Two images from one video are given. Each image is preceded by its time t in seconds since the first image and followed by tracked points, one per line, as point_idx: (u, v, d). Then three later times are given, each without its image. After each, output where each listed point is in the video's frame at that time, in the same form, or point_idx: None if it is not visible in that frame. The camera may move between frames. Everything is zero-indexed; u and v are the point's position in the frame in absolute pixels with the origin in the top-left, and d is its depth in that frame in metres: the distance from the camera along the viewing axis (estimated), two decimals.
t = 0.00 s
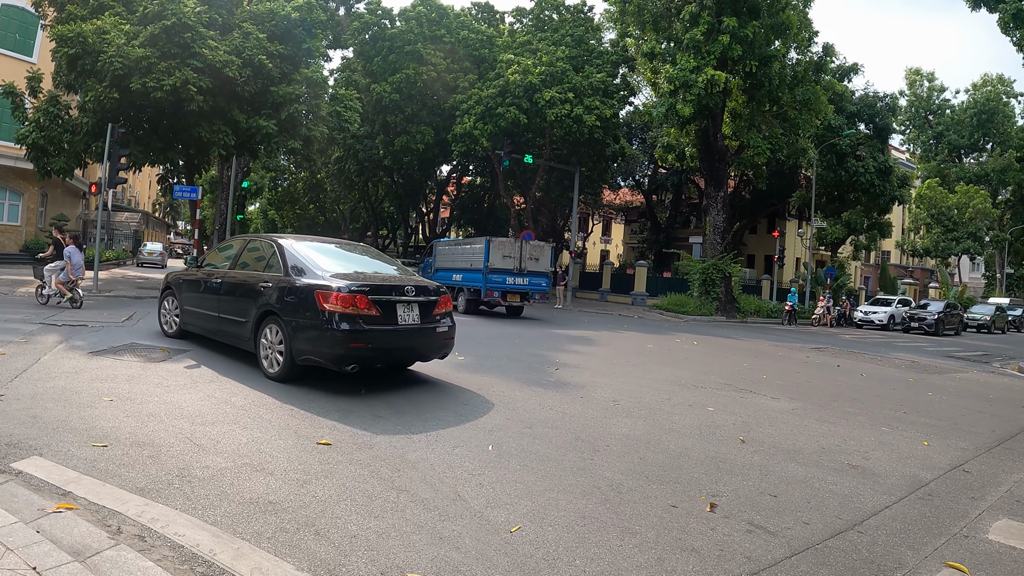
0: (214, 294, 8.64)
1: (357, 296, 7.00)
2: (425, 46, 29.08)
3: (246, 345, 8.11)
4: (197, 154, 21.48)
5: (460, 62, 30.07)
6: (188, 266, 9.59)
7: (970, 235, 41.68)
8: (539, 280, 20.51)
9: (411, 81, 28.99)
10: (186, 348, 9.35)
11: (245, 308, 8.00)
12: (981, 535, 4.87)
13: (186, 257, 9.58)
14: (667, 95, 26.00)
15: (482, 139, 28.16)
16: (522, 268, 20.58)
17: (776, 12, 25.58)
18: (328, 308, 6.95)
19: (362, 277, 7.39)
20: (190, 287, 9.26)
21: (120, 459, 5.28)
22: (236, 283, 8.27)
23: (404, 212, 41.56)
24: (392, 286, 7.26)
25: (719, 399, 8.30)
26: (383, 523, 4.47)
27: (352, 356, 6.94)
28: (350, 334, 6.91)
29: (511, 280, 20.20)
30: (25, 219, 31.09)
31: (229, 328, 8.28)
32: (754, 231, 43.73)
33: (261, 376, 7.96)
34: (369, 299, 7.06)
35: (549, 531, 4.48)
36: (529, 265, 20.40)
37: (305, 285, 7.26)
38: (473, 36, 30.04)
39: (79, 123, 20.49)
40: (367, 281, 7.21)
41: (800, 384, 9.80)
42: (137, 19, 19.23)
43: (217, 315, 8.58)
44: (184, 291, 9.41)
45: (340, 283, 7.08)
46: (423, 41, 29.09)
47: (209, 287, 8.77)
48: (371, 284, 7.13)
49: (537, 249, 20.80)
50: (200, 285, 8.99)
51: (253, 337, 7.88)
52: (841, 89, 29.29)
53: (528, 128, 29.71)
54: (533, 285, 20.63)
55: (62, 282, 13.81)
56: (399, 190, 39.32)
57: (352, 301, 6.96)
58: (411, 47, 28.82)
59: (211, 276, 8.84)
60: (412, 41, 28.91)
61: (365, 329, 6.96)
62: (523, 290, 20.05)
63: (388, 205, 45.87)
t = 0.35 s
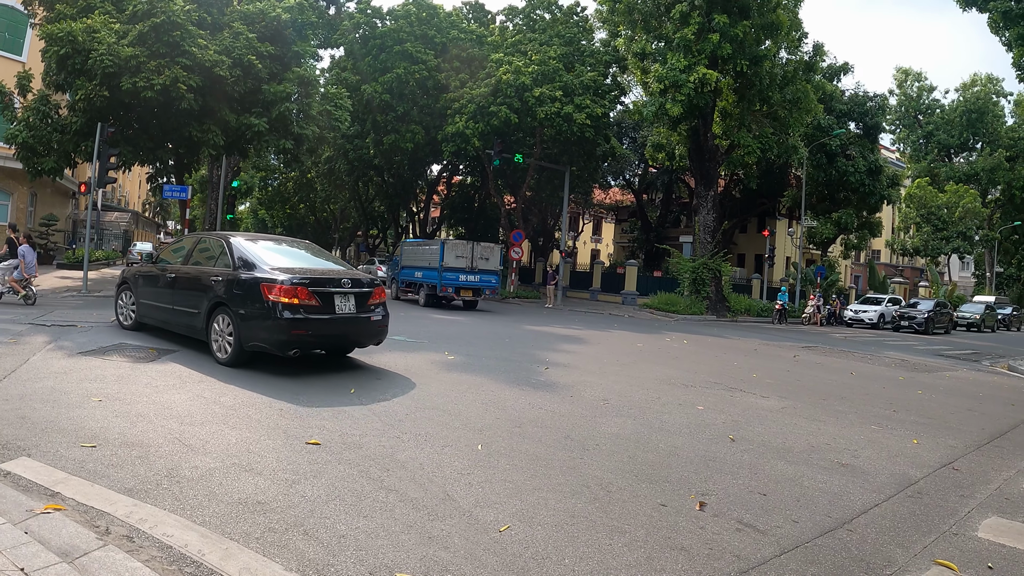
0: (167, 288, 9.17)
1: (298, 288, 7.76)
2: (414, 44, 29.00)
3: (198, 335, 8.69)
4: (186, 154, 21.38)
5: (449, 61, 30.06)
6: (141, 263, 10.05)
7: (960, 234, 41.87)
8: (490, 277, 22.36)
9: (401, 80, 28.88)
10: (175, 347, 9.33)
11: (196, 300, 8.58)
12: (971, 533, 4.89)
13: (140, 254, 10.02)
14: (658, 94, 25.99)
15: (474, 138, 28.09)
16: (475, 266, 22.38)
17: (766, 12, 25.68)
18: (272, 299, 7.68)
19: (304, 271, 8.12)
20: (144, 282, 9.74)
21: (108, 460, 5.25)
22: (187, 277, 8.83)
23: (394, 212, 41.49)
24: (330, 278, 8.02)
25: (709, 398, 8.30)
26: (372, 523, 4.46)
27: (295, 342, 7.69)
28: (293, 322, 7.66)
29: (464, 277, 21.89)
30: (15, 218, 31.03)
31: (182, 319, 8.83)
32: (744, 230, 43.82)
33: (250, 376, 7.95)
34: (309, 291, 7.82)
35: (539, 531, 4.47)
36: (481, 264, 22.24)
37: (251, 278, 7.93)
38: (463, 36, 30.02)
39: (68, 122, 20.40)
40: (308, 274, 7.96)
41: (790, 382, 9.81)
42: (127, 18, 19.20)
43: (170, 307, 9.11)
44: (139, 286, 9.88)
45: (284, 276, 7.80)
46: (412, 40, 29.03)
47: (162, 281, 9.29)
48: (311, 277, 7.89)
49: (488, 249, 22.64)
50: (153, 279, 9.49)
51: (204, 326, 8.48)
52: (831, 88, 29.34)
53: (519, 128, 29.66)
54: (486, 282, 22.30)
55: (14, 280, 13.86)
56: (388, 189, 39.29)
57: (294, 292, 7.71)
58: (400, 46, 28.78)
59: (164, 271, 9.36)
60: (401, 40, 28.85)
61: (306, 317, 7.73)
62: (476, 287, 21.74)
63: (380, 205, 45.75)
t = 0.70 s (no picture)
0: (128, 281, 9.77)
1: (249, 279, 8.44)
2: (405, 44, 28.97)
3: (157, 325, 9.31)
4: (179, 153, 21.29)
5: (441, 60, 30.06)
6: (104, 257, 10.62)
7: (952, 234, 42.04)
8: (450, 273, 24.50)
9: (393, 80, 28.85)
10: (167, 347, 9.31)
11: (155, 291, 9.19)
12: (964, 531, 4.90)
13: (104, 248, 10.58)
14: (650, 94, 26.02)
15: (467, 138, 28.07)
16: (437, 262, 24.55)
17: (759, 12, 25.72)
18: (225, 289, 8.34)
19: (254, 264, 8.79)
20: (107, 275, 10.32)
21: (100, 459, 5.23)
22: (147, 270, 9.44)
23: (387, 211, 41.46)
24: (278, 272, 8.72)
25: (702, 397, 8.32)
26: (365, 523, 4.45)
27: (246, 329, 8.38)
28: (244, 310, 8.34)
29: (427, 272, 24.21)
30: (6, 218, 31.03)
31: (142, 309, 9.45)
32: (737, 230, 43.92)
33: (242, 376, 7.93)
34: (259, 282, 8.51)
35: (532, 530, 4.46)
36: (442, 261, 24.42)
37: (205, 271, 8.58)
38: (455, 36, 30.04)
39: (60, 121, 20.33)
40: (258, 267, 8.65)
41: (782, 381, 9.83)
42: (119, 16, 19.14)
43: (131, 299, 9.72)
44: (102, 279, 10.45)
45: (235, 269, 8.47)
46: (403, 39, 29.01)
47: (124, 274, 9.90)
48: (260, 269, 8.58)
49: (449, 247, 24.84)
50: (116, 272, 10.10)
51: (161, 316, 9.10)
52: (823, 88, 29.41)
53: (511, 126, 29.67)
54: (447, 276, 24.59)
55: None
56: (380, 189, 39.31)
57: (245, 283, 8.39)
58: (391, 46, 28.79)
59: (126, 265, 9.95)
60: (393, 40, 28.85)
61: (257, 306, 8.42)
62: (437, 280, 24.05)
63: (373, 204, 45.69)
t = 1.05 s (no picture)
0: (89, 276, 10.29)
1: (205, 272, 9.15)
2: (401, 44, 28.93)
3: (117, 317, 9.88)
4: (173, 152, 21.19)
5: (435, 60, 30.03)
6: (63, 253, 11.09)
7: (946, 234, 42.17)
8: (419, 272, 26.99)
9: (387, 80, 28.80)
10: (162, 346, 9.28)
11: (114, 285, 9.76)
12: (958, 530, 4.92)
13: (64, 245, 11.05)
14: (646, 94, 26.04)
15: (462, 138, 28.06)
16: (408, 262, 27.19)
17: (755, 12, 25.77)
18: (182, 281, 9.02)
19: (208, 258, 9.49)
20: (67, 270, 10.81)
21: (95, 459, 5.21)
22: (106, 265, 9.99)
23: (382, 210, 41.39)
24: (231, 264, 9.46)
25: (698, 396, 8.33)
26: (361, 522, 4.45)
27: (203, 318, 9.10)
28: (201, 300, 9.05)
29: (398, 271, 26.96)
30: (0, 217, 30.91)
31: (102, 302, 9.99)
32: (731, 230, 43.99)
33: (237, 375, 7.93)
34: (214, 275, 9.23)
35: (527, 530, 4.46)
36: (412, 261, 26.93)
37: (162, 265, 9.22)
38: (450, 36, 30.02)
39: (54, 119, 20.26)
40: (212, 261, 9.36)
41: (776, 380, 9.85)
42: (113, 15, 19.10)
43: (91, 293, 10.25)
44: (61, 274, 10.92)
45: (192, 263, 9.17)
46: (398, 39, 28.97)
47: (84, 269, 10.41)
48: (215, 262, 9.29)
49: (419, 249, 27.36)
50: (77, 266, 10.57)
51: (121, 307, 9.68)
52: (818, 89, 29.46)
53: (506, 126, 29.67)
54: (417, 274, 27.31)
55: None
56: (374, 188, 39.28)
57: (201, 276, 9.09)
58: (387, 46, 28.78)
59: (85, 260, 10.45)
60: (387, 40, 28.85)
61: (212, 297, 9.13)
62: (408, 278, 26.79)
63: (367, 203, 45.61)
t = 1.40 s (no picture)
0: (49, 272, 10.74)
1: (161, 266, 9.78)
2: (398, 44, 28.90)
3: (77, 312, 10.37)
4: (169, 151, 21.12)
5: (431, 59, 29.97)
6: (22, 250, 11.49)
7: (941, 234, 42.25)
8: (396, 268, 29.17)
9: (383, 79, 28.74)
10: (158, 345, 9.25)
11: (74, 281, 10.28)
12: (954, 530, 4.93)
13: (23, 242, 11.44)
14: (642, 95, 26.05)
15: (457, 137, 28.02)
16: (384, 260, 29.70)
17: (751, 13, 25.78)
18: (140, 275, 9.64)
19: (164, 254, 10.12)
20: (26, 267, 11.21)
21: (90, 459, 5.20)
22: (66, 261, 10.48)
23: (377, 210, 41.34)
24: (186, 258, 10.10)
25: (694, 396, 8.33)
26: (357, 522, 4.44)
27: (161, 308, 9.71)
28: (158, 291, 9.66)
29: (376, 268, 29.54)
30: None
31: (63, 297, 10.48)
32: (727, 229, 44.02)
33: (232, 374, 7.91)
34: (170, 268, 9.87)
35: (523, 530, 4.46)
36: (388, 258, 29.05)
37: (121, 260, 9.81)
38: (447, 35, 29.96)
39: (50, 118, 20.21)
40: (168, 256, 9.99)
41: (772, 380, 9.85)
42: (108, 13, 19.03)
43: (51, 288, 10.69)
44: (20, 271, 11.32)
45: (149, 257, 9.79)
46: (395, 39, 28.94)
47: (43, 265, 10.85)
48: (170, 257, 9.93)
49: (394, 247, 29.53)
50: (37, 263, 10.99)
51: (80, 302, 10.21)
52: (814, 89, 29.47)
53: (502, 125, 29.62)
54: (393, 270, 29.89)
55: None
56: (370, 187, 39.22)
57: (158, 268, 9.72)
58: (384, 45, 28.74)
59: (44, 257, 10.89)
60: (385, 39, 28.82)
61: (169, 288, 9.76)
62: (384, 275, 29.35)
63: (363, 202, 45.53)
